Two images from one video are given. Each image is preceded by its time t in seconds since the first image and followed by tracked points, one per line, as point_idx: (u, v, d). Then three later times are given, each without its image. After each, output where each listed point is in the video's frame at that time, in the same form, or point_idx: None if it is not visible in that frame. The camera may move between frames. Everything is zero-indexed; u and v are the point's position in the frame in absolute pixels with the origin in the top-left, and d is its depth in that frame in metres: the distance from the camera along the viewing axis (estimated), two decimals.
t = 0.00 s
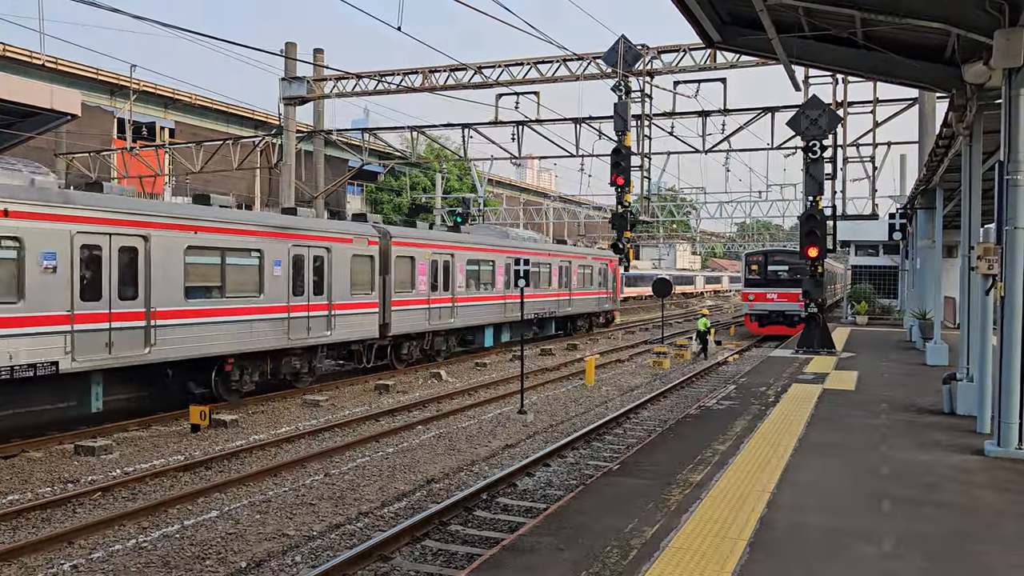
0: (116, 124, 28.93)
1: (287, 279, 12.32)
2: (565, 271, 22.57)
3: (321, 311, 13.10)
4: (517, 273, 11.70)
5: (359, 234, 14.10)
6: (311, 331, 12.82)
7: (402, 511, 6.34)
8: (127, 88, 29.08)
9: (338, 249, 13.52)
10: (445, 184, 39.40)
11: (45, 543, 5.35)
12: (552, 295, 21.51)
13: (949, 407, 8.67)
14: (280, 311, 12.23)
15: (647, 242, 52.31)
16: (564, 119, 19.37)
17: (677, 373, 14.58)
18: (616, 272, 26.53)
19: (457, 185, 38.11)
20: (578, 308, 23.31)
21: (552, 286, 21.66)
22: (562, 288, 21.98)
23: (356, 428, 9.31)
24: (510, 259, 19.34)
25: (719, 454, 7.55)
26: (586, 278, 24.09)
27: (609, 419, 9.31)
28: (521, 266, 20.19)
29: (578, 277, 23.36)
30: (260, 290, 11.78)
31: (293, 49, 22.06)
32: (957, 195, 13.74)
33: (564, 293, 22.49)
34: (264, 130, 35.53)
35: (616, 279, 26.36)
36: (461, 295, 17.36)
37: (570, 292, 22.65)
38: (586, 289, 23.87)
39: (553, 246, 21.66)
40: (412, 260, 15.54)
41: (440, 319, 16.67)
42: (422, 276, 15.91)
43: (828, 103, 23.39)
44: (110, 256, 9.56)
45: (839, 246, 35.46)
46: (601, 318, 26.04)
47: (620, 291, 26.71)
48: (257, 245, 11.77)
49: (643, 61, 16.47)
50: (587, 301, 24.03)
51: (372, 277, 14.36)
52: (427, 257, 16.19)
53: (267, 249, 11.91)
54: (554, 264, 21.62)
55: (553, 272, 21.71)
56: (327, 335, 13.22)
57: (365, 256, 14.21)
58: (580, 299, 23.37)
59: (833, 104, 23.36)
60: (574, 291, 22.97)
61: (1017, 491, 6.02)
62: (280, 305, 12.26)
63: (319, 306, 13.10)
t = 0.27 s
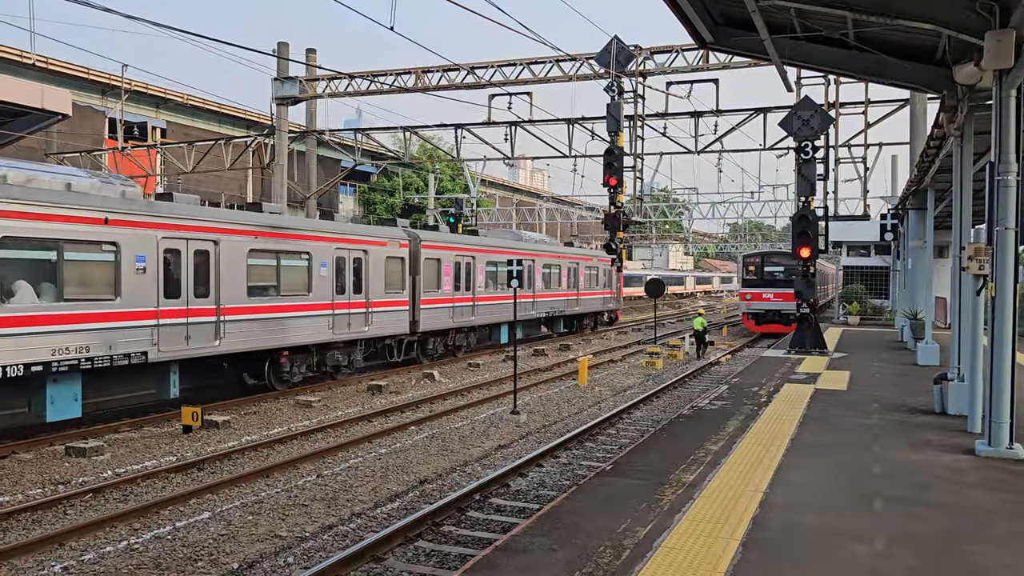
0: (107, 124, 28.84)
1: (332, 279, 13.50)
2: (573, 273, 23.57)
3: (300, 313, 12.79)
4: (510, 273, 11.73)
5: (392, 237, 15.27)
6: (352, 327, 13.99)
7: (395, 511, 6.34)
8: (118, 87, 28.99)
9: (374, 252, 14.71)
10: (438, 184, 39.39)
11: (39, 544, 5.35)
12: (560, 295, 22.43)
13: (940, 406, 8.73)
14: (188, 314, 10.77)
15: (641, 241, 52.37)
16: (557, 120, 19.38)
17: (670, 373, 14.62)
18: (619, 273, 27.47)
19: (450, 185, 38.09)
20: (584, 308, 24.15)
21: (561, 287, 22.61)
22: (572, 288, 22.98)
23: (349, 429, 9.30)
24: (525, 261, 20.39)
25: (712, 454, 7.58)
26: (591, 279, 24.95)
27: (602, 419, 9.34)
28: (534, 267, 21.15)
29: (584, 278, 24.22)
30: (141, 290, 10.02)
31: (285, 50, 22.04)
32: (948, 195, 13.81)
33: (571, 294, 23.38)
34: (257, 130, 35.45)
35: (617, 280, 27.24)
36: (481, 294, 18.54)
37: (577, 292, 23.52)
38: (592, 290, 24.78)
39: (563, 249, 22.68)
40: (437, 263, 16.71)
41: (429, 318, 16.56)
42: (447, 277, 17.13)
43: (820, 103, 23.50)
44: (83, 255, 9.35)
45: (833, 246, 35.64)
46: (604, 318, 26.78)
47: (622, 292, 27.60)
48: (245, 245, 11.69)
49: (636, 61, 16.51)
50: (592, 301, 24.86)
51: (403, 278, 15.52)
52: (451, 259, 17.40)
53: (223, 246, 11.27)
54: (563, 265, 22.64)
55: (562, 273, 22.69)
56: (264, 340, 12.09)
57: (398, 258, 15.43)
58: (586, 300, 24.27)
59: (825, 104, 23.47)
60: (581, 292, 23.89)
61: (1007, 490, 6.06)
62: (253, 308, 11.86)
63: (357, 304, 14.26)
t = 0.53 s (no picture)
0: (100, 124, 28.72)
1: (370, 279, 14.72)
2: (581, 273, 24.37)
3: (296, 313, 12.77)
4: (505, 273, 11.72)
5: (420, 240, 16.35)
6: (387, 323, 15.17)
7: (389, 512, 6.33)
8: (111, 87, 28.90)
9: (405, 254, 15.83)
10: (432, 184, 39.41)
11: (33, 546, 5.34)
12: (569, 294, 23.28)
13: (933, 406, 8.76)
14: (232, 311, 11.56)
15: (636, 241, 52.38)
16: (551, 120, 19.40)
17: (665, 373, 14.64)
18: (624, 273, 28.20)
19: (444, 185, 38.07)
20: (592, 307, 25.02)
21: (570, 287, 23.45)
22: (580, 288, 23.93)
23: (343, 429, 9.28)
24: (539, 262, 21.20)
25: (706, 454, 7.59)
26: (598, 279, 25.72)
27: (597, 419, 9.34)
28: (546, 269, 22.06)
29: (592, 278, 25.01)
30: (201, 290, 10.97)
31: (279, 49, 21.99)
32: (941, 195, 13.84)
33: (580, 294, 24.16)
34: (250, 130, 35.34)
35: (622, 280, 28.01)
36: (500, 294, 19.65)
37: (584, 292, 24.32)
38: (599, 290, 25.60)
39: (572, 250, 23.49)
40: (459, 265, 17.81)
41: (424, 319, 16.54)
42: (468, 278, 18.33)
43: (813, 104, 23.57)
44: (122, 257, 9.88)
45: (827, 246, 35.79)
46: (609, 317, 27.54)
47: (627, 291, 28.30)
48: (241, 245, 11.68)
49: (630, 61, 16.53)
50: (599, 300, 25.65)
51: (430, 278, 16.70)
52: (472, 261, 18.55)
53: (227, 247, 11.39)
54: (572, 267, 23.49)
55: (572, 274, 23.55)
56: (283, 335, 12.54)
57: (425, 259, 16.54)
58: (594, 300, 25.10)
59: (819, 105, 23.54)
60: (589, 291, 24.72)
61: (1001, 490, 6.08)
62: (267, 306, 12.21)
63: (390, 301, 15.40)
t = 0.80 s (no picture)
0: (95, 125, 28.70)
1: (403, 279, 15.70)
2: (589, 274, 25.22)
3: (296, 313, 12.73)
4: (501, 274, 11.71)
5: (447, 244, 17.44)
6: (418, 320, 16.16)
7: (386, 512, 6.34)
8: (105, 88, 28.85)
9: (434, 257, 16.86)
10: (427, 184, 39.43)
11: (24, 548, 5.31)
12: (577, 295, 24.13)
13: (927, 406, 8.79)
14: (287, 309, 12.60)
15: (632, 241, 52.43)
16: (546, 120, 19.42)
17: (660, 373, 14.68)
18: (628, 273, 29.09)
19: (439, 185, 38.05)
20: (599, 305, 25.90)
21: (579, 287, 24.31)
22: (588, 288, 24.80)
23: (339, 430, 9.27)
24: (550, 265, 22.29)
25: (702, 454, 7.60)
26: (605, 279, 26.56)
27: (593, 419, 9.36)
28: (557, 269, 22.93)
29: (599, 278, 25.83)
30: (263, 290, 12.02)
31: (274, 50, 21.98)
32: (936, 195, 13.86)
33: (587, 294, 25.00)
34: (245, 130, 35.28)
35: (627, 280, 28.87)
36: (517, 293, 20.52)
37: (592, 292, 25.20)
38: (605, 289, 26.42)
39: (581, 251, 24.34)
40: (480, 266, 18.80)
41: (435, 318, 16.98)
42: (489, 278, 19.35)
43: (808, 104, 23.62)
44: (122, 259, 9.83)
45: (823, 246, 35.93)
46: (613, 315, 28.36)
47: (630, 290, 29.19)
48: (233, 245, 11.50)
49: (625, 62, 16.55)
50: (605, 300, 26.52)
51: (456, 278, 17.58)
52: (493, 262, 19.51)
53: (284, 251, 12.43)
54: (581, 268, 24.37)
55: (581, 275, 24.43)
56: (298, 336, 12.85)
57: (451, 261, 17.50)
58: (601, 299, 26.00)
59: (814, 105, 23.60)
60: (596, 291, 25.60)
61: (995, 489, 6.10)
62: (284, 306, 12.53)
63: (419, 300, 16.33)
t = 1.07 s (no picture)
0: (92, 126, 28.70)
1: (433, 281, 16.68)
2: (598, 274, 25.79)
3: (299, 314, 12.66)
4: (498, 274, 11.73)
5: (469, 246, 18.32)
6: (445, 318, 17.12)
7: (383, 513, 6.34)
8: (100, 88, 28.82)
9: (459, 260, 17.88)
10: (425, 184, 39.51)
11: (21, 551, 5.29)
12: (586, 294, 24.61)
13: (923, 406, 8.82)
14: (332, 308, 13.55)
15: (628, 241, 52.54)
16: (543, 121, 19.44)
17: (658, 373, 14.71)
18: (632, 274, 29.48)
19: (436, 186, 38.07)
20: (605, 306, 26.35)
21: (588, 286, 24.84)
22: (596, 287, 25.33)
23: (337, 431, 9.27)
24: (562, 265, 22.76)
25: (699, 454, 7.62)
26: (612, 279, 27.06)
27: (590, 419, 9.38)
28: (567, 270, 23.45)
29: (606, 279, 26.34)
30: (314, 290, 13.00)
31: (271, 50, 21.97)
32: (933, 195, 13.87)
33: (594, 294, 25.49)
34: (242, 131, 35.26)
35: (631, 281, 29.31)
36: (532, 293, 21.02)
37: (599, 292, 25.71)
38: (612, 289, 26.89)
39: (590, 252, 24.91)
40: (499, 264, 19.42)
41: (460, 316, 17.85)
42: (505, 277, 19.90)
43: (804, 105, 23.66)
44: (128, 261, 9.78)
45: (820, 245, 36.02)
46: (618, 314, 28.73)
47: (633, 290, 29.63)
48: (234, 247, 11.36)
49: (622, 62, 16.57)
50: (611, 300, 26.94)
51: (479, 279, 18.60)
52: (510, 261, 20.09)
53: (333, 255, 13.48)
54: (590, 268, 24.95)
55: (589, 275, 24.97)
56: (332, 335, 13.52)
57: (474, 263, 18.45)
58: (609, 299, 26.55)
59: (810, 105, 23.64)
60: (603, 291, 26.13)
61: (992, 489, 6.12)
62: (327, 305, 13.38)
63: (446, 300, 17.12)
